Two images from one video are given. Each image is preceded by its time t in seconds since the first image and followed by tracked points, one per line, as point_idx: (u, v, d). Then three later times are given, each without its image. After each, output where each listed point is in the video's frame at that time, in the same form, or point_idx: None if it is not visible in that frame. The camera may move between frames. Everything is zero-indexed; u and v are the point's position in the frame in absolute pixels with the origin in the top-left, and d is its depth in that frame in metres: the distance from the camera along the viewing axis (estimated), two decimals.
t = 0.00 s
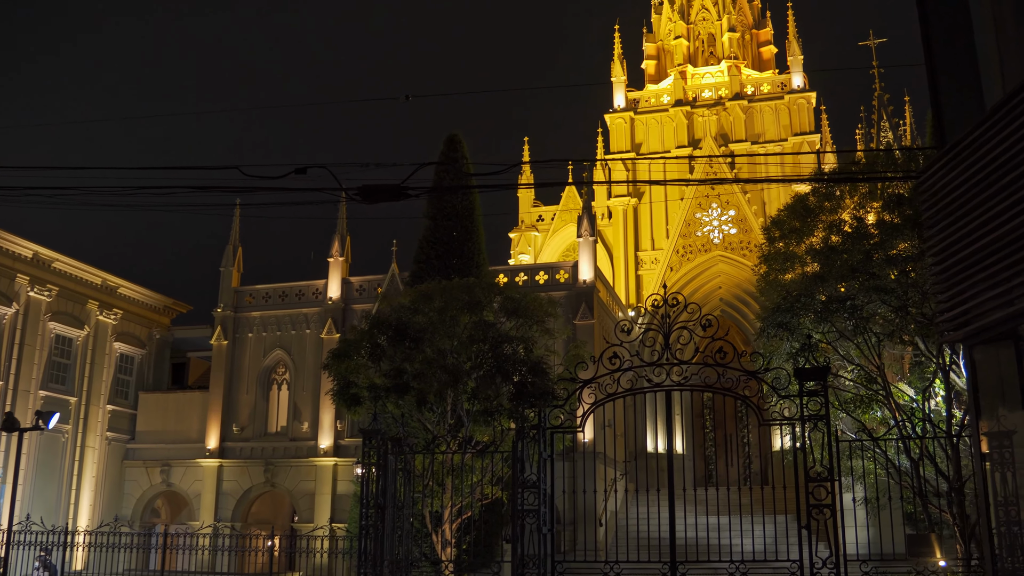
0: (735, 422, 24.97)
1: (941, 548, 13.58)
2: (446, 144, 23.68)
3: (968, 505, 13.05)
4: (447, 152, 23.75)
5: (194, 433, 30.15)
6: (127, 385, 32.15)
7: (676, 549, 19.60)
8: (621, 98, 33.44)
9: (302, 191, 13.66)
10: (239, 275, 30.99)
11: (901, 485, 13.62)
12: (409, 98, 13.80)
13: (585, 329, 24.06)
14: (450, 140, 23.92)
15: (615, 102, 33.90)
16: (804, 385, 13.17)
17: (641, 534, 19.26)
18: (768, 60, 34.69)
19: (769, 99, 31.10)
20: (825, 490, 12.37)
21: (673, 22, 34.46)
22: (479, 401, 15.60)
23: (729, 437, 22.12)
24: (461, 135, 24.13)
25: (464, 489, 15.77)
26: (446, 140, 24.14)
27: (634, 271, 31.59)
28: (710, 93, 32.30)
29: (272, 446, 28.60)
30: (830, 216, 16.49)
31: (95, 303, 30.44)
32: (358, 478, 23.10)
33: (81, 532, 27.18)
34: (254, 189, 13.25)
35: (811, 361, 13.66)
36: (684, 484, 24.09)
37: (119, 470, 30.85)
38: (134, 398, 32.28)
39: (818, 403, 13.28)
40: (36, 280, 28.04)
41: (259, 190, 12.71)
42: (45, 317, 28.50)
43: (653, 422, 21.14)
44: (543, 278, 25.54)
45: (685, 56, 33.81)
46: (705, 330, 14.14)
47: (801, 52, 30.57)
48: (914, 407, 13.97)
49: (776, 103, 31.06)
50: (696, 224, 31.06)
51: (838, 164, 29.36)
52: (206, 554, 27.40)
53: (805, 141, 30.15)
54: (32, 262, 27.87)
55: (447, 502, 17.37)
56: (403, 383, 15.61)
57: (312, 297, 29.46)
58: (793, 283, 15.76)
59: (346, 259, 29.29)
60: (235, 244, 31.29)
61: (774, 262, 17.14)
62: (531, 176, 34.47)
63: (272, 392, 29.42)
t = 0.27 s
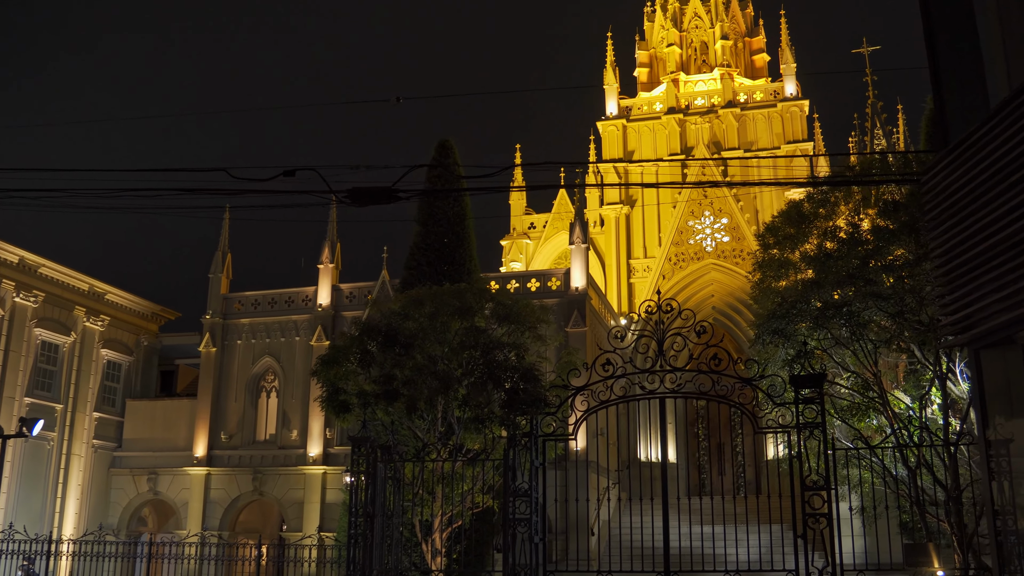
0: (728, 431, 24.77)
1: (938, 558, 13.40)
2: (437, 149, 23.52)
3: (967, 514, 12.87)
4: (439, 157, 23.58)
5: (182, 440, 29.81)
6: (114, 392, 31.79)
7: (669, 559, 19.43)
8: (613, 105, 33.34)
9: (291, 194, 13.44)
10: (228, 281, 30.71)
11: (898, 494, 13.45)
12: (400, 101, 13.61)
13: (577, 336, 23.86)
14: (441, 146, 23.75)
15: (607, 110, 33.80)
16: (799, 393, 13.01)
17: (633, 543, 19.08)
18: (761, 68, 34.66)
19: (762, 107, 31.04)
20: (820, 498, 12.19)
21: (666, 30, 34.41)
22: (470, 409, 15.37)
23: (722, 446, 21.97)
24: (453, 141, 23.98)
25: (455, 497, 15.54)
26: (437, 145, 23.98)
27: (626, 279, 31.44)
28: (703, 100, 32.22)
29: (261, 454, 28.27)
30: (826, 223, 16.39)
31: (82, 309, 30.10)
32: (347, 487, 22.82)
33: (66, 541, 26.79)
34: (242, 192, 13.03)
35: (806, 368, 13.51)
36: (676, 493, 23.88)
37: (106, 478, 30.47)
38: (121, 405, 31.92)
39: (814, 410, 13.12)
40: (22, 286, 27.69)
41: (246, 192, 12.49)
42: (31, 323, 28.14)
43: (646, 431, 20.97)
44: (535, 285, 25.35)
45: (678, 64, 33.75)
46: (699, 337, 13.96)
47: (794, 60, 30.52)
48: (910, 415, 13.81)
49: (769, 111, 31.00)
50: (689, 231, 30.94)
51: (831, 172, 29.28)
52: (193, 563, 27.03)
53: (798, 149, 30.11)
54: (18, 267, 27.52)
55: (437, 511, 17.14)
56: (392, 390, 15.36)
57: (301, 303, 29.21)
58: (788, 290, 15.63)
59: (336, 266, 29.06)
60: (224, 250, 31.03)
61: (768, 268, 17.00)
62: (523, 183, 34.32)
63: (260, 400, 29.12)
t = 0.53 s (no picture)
0: (721, 439, 24.60)
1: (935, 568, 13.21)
2: (428, 155, 23.35)
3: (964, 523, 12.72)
4: (430, 163, 23.41)
5: (169, 448, 29.46)
6: (101, 400, 31.44)
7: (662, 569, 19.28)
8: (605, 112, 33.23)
9: (279, 198, 13.20)
10: (217, 288, 30.43)
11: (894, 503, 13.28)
12: (392, 103, 13.41)
13: (569, 343, 23.66)
14: (432, 151, 23.58)
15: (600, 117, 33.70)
16: (794, 401, 12.85)
17: (626, 553, 18.94)
18: (754, 76, 34.62)
19: (755, 114, 30.97)
20: (816, 508, 12.03)
21: (658, 37, 34.35)
22: (460, 416, 15.14)
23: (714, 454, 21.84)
24: (444, 146, 23.81)
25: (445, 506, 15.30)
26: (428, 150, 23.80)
27: (618, 287, 31.30)
28: (695, 108, 32.13)
29: (249, 462, 27.96)
30: (821, 229, 16.27)
31: (68, 315, 29.75)
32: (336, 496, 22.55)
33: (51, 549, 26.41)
34: (230, 195, 12.80)
35: (802, 376, 13.35)
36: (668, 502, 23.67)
37: (92, 486, 30.09)
38: (108, 412, 31.55)
39: (809, 417, 12.96)
40: (8, 292, 27.33)
41: (234, 195, 12.26)
42: (17, 329, 27.78)
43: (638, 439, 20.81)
44: (527, 292, 25.15)
45: (670, 71, 33.68)
46: (693, 343, 13.79)
47: (787, 68, 30.45)
48: (906, 423, 13.65)
49: (761, 118, 30.93)
50: (681, 239, 30.81)
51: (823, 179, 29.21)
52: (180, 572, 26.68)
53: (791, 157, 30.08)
54: (4, 273, 27.17)
55: (427, 519, 16.91)
56: (382, 398, 15.12)
57: (291, 310, 28.94)
58: (783, 297, 15.48)
59: (326, 272, 28.82)
60: (213, 256, 30.74)
61: (762, 275, 16.87)
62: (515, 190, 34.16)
63: (249, 407, 28.82)
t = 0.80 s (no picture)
0: (713, 448, 24.42)
1: None
2: (419, 160, 23.15)
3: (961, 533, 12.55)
4: (421, 169, 23.22)
5: (156, 457, 29.12)
6: (88, 407, 31.06)
7: None
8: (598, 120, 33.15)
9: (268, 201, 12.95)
10: (206, 294, 30.13)
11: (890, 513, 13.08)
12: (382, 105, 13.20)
13: (561, 351, 23.44)
14: (424, 157, 23.39)
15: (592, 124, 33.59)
16: (788, 408, 12.67)
17: (618, 563, 18.74)
18: (746, 84, 34.59)
19: (748, 122, 30.92)
20: (811, 517, 11.83)
21: (651, 44, 34.29)
22: (450, 423, 14.90)
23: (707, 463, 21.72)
24: (435, 152, 23.62)
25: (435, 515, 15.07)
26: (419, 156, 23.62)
27: (610, 295, 31.14)
28: (688, 115, 32.04)
29: (238, 470, 27.63)
30: (815, 235, 16.14)
31: (55, 322, 29.39)
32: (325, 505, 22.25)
33: (35, 559, 26.01)
34: (218, 198, 12.54)
35: (797, 383, 13.17)
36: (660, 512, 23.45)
37: (77, 495, 29.70)
38: (94, 420, 31.18)
39: (805, 425, 12.77)
40: None
41: (221, 197, 12.00)
42: (3, 336, 27.41)
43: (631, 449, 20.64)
44: (519, 299, 24.93)
45: (663, 79, 33.60)
46: (687, 350, 13.59)
47: (780, 76, 30.42)
48: (902, 431, 13.48)
49: (755, 126, 30.88)
50: (674, 247, 30.67)
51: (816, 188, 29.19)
52: None
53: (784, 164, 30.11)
54: None
55: (416, 529, 16.69)
56: (370, 404, 14.85)
57: (280, 317, 28.67)
58: (778, 303, 15.32)
59: (316, 279, 28.56)
60: (202, 263, 30.45)
61: (757, 282, 16.69)
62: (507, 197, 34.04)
63: (238, 415, 28.49)
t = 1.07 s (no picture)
0: (706, 456, 24.25)
1: None
2: (411, 165, 22.98)
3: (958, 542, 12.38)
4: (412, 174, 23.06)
5: (144, 464, 28.78)
6: (74, 414, 30.69)
7: None
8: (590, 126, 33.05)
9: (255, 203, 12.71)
10: (194, 300, 29.85)
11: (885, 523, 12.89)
12: (372, 107, 13.00)
13: (553, 358, 23.24)
14: (415, 162, 23.22)
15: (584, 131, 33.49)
16: (783, 415, 12.50)
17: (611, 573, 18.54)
18: (739, 91, 34.54)
19: (740, 129, 30.86)
20: (807, 526, 11.64)
21: (644, 51, 34.24)
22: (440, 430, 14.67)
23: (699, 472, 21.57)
24: (427, 157, 23.45)
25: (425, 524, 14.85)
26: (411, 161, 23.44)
27: (602, 302, 30.97)
28: (681, 122, 31.96)
29: (226, 478, 27.30)
30: (809, 241, 16.02)
31: (42, 327, 29.05)
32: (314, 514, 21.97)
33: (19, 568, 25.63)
34: (205, 200, 12.32)
35: (792, 390, 12.99)
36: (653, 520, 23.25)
37: (63, 503, 29.33)
38: (81, 427, 30.83)
39: (800, 433, 12.60)
40: None
41: (208, 199, 11.77)
42: None
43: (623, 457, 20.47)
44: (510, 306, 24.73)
45: (655, 86, 33.53)
46: (681, 356, 13.42)
47: (773, 83, 30.38)
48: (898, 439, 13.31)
49: (747, 133, 30.83)
50: (666, 254, 30.51)
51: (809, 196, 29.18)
52: None
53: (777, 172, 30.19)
54: None
55: (405, 539, 16.46)
56: (359, 411, 14.62)
57: (270, 324, 28.40)
58: (772, 309, 15.16)
59: (306, 285, 28.33)
60: (191, 269, 30.17)
61: (750, 288, 16.54)
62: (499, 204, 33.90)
63: (226, 423, 28.19)
